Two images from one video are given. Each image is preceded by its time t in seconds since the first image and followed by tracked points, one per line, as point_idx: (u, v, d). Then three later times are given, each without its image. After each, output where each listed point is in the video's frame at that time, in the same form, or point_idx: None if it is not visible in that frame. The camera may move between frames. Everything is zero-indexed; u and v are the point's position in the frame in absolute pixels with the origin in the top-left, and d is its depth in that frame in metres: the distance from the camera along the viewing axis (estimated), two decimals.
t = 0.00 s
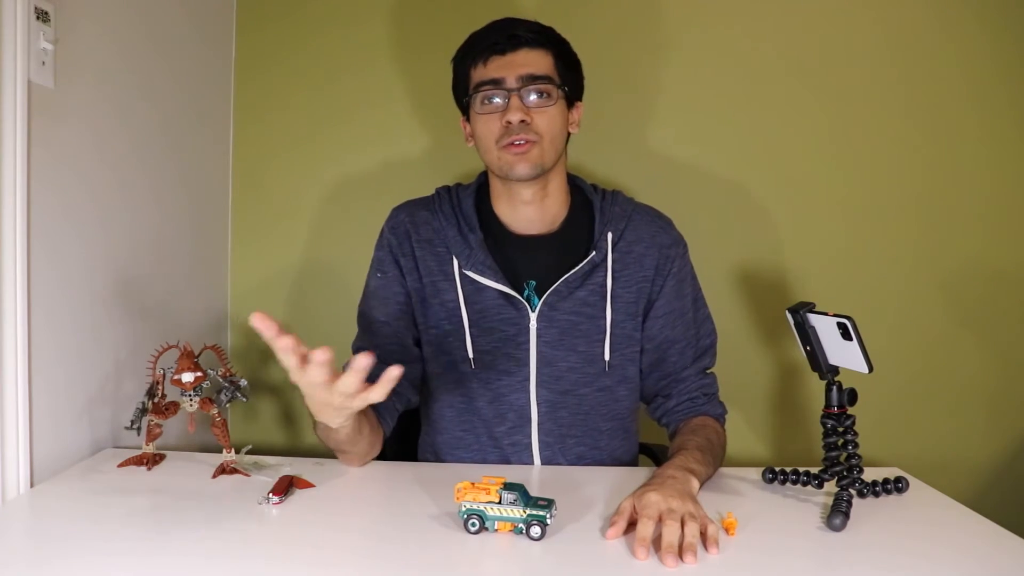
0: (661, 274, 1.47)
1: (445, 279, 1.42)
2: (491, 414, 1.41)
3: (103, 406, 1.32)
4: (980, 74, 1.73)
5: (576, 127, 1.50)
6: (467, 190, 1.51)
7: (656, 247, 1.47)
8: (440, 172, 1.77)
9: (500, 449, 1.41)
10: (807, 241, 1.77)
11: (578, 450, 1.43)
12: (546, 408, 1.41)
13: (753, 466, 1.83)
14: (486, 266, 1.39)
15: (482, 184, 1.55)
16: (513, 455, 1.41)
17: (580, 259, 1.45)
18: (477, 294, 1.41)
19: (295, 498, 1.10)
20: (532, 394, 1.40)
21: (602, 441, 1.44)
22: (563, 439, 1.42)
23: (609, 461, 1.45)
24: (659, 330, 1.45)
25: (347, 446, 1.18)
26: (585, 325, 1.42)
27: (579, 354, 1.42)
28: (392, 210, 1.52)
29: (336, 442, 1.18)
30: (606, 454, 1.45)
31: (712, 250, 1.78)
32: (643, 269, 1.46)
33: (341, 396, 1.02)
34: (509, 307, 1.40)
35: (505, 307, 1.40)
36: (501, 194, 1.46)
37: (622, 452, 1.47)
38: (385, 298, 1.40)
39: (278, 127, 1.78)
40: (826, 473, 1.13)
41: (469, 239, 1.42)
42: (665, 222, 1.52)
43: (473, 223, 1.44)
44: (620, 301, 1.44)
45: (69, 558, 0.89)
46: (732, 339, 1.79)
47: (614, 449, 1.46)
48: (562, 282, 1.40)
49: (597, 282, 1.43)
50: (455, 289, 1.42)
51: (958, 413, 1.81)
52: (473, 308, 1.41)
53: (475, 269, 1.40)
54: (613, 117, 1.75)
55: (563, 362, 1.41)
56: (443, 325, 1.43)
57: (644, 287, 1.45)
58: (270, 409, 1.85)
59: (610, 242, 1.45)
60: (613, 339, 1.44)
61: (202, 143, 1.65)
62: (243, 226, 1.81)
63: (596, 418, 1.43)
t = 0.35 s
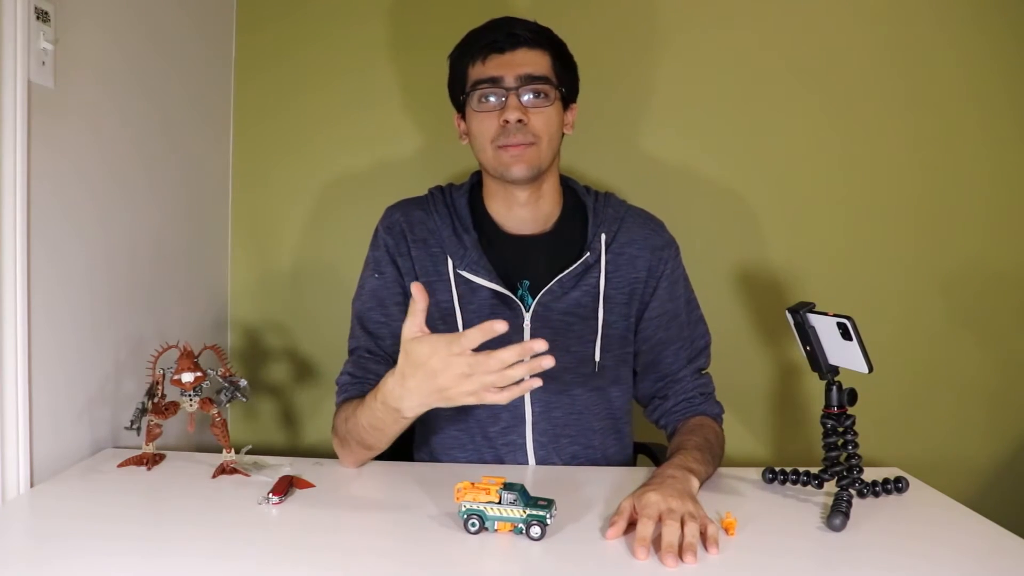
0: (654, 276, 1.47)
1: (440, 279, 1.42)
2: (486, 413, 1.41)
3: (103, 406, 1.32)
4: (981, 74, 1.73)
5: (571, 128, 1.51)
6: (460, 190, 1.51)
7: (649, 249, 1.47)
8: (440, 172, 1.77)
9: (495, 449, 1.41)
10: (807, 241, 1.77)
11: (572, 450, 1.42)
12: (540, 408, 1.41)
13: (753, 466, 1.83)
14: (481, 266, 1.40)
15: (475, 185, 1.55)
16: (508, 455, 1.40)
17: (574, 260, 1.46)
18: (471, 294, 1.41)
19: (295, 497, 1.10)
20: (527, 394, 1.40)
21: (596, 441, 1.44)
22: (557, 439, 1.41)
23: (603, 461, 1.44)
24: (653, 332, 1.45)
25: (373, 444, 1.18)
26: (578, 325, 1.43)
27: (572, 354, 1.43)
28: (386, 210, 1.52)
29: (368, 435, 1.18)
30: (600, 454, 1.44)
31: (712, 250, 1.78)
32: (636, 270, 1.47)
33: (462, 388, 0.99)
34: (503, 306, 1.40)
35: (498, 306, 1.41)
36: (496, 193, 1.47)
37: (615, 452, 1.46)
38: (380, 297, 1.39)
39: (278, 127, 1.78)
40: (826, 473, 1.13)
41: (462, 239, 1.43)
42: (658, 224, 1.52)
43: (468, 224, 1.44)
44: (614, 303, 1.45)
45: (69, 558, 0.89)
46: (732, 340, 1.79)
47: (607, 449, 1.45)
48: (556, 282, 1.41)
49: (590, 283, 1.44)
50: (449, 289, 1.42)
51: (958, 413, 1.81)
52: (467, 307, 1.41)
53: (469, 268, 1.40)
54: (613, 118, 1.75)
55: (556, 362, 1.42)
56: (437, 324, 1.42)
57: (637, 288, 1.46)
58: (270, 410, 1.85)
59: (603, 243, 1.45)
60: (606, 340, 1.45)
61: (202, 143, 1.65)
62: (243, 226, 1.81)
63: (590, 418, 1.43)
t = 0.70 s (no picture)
0: (654, 275, 1.47)
1: (442, 279, 1.42)
2: (487, 413, 1.41)
3: (103, 406, 1.32)
4: (982, 75, 1.73)
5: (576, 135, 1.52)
6: (461, 191, 1.51)
7: (650, 249, 1.48)
8: (440, 172, 1.77)
9: (496, 449, 1.41)
10: (807, 241, 1.77)
11: (574, 450, 1.42)
12: (542, 407, 1.40)
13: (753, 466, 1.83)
14: (483, 266, 1.40)
15: (476, 185, 1.56)
16: (509, 456, 1.40)
17: (575, 259, 1.46)
18: (472, 294, 1.41)
19: (295, 497, 1.10)
20: (528, 394, 1.40)
21: (597, 441, 1.43)
22: (559, 439, 1.41)
23: (603, 462, 1.45)
24: (653, 331, 1.45)
25: (366, 441, 1.19)
26: (578, 325, 1.43)
27: (573, 353, 1.43)
28: (388, 210, 1.52)
29: (362, 430, 1.19)
30: (601, 454, 1.44)
31: (712, 250, 1.78)
32: (636, 270, 1.47)
33: (446, 378, 1.00)
34: (505, 307, 1.41)
35: (500, 306, 1.41)
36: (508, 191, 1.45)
37: (616, 452, 1.46)
38: (382, 297, 1.38)
39: (278, 127, 1.78)
40: (826, 473, 1.13)
41: (464, 240, 1.43)
42: (659, 224, 1.52)
43: (469, 224, 1.44)
44: (614, 302, 1.45)
45: (69, 558, 0.89)
46: (732, 340, 1.79)
47: (608, 450, 1.45)
48: (557, 282, 1.41)
49: (591, 283, 1.45)
50: (451, 290, 1.42)
51: (959, 413, 1.81)
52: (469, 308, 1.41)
53: (471, 269, 1.40)
54: (613, 117, 1.75)
55: (557, 361, 1.42)
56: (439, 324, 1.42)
57: (638, 287, 1.46)
58: (270, 410, 1.85)
59: (604, 243, 1.46)
60: (606, 339, 1.45)
61: (202, 143, 1.65)
62: (243, 226, 1.81)
63: (591, 418, 1.43)
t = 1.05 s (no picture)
0: (658, 275, 1.47)
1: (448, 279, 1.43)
2: (492, 414, 1.41)
3: (103, 406, 1.32)
4: (982, 74, 1.73)
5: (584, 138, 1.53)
6: (467, 190, 1.51)
7: (654, 248, 1.48)
8: (440, 172, 1.77)
9: (501, 449, 1.41)
10: (807, 241, 1.77)
11: (579, 450, 1.42)
12: (547, 408, 1.40)
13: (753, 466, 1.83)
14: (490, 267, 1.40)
15: (483, 185, 1.55)
16: (514, 456, 1.40)
17: (580, 260, 1.46)
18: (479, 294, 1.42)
19: (295, 497, 1.10)
20: (533, 393, 1.40)
21: (603, 441, 1.44)
22: (564, 439, 1.41)
23: (609, 461, 1.45)
24: (657, 329, 1.45)
25: (364, 431, 1.20)
26: (584, 324, 1.43)
27: (579, 353, 1.42)
28: (392, 210, 1.52)
29: (362, 421, 1.19)
30: (606, 454, 1.44)
31: (712, 250, 1.77)
32: (641, 269, 1.47)
33: (431, 328, 1.00)
34: (511, 307, 1.41)
35: (507, 307, 1.41)
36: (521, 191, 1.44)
37: (622, 452, 1.46)
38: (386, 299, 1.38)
39: (278, 127, 1.78)
40: (826, 473, 1.13)
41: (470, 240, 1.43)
42: (662, 224, 1.52)
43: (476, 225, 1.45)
44: (619, 301, 1.45)
45: (69, 558, 0.89)
46: (732, 340, 1.79)
47: (615, 450, 1.46)
48: (563, 282, 1.41)
49: (596, 283, 1.44)
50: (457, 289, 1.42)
51: (958, 413, 1.81)
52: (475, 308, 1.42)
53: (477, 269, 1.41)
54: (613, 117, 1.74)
55: (563, 361, 1.41)
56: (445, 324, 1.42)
57: (643, 286, 1.46)
58: (270, 410, 1.85)
59: (609, 243, 1.46)
60: (612, 339, 1.44)
61: (202, 144, 1.65)
62: (243, 226, 1.81)
63: (596, 418, 1.43)
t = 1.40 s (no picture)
0: (656, 275, 1.47)
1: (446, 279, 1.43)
2: (490, 413, 1.41)
3: (103, 406, 1.32)
4: (981, 74, 1.73)
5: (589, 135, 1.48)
6: (464, 191, 1.51)
7: (652, 248, 1.48)
8: (440, 172, 1.77)
9: (499, 449, 1.41)
10: (806, 241, 1.77)
11: (577, 450, 1.43)
12: (545, 407, 1.41)
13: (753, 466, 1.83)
14: (488, 266, 1.40)
15: (481, 185, 1.56)
16: (512, 456, 1.40)
17: (578, 260, 1.46)
18: (477, 294, 1.42)
19: (295, 497, 1.10)
20: (531, 394, 1.40)
21: (600, 441, 1.44)
22: (561, 439, 1.41)
23: (606, 461, 1.45)
24: (655, 329, 1.45)
25: (357, 425, 1.20)
26: (582, 323, 1.43)
27: (577, 352, 1.42)
28: (391, 211, 1.52)
29: (355, 416, 1.20)
30: (604, 454, 1.45)
31: (712, 250, 1.78)
32: (639, 269, 1.47)
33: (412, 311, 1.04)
34: (509, 307, 1.41)
35: (504, 306, 1.41)
36: (511, 193, 1.45)
37: (618, 451, 1.46)
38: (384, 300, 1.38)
39: (278, 127, 1.78)
40: (826, 473, 1.13)
41: (468, 241, 1.43)
42: (661, 224, 1.52)
43: (473, 224, 1.44)
44: (617, 301, 1.45)
45: (69, 558, 0.89)
46: (732, 340, 1.79)
47: (613, 450, 1.46)
48: (561, 282, 1.41)
49: (594, 282, 1.44)
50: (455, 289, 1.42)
51: (958, 413, 1.81)
52: (473, 308, 1.42)
53: (476, 268, 1.41)
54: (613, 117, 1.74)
55: (560, 361, 1.42)
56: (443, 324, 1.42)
57: (641, 286, 1.46)
58: (270, 410, 1.85)
59: (608, 243, 1.46)
60: (609, 339, 1.44)
61: (202, 144, 1.65)
62: (242, 226, 1.81)
63: (594, 418, 1.43)
